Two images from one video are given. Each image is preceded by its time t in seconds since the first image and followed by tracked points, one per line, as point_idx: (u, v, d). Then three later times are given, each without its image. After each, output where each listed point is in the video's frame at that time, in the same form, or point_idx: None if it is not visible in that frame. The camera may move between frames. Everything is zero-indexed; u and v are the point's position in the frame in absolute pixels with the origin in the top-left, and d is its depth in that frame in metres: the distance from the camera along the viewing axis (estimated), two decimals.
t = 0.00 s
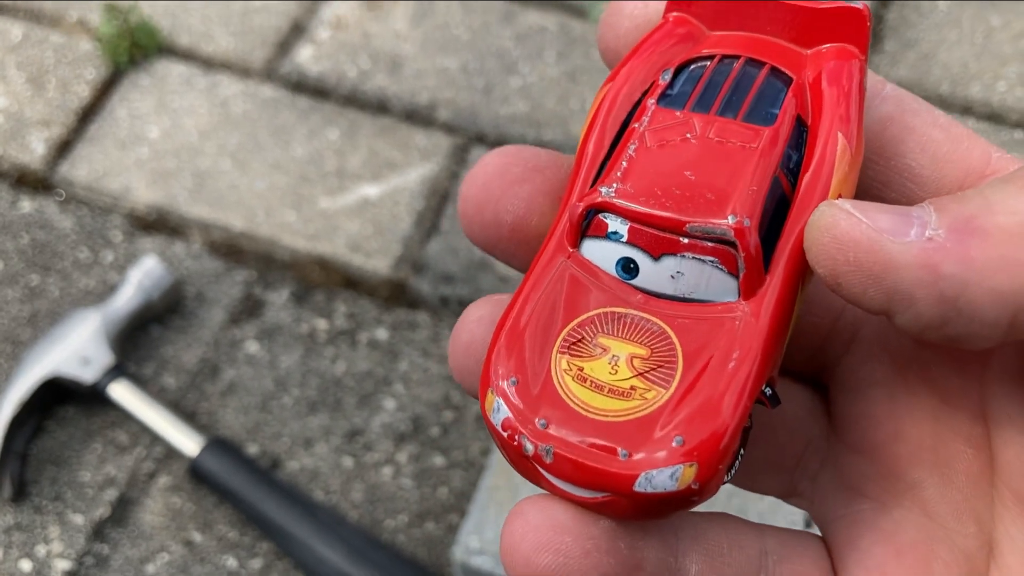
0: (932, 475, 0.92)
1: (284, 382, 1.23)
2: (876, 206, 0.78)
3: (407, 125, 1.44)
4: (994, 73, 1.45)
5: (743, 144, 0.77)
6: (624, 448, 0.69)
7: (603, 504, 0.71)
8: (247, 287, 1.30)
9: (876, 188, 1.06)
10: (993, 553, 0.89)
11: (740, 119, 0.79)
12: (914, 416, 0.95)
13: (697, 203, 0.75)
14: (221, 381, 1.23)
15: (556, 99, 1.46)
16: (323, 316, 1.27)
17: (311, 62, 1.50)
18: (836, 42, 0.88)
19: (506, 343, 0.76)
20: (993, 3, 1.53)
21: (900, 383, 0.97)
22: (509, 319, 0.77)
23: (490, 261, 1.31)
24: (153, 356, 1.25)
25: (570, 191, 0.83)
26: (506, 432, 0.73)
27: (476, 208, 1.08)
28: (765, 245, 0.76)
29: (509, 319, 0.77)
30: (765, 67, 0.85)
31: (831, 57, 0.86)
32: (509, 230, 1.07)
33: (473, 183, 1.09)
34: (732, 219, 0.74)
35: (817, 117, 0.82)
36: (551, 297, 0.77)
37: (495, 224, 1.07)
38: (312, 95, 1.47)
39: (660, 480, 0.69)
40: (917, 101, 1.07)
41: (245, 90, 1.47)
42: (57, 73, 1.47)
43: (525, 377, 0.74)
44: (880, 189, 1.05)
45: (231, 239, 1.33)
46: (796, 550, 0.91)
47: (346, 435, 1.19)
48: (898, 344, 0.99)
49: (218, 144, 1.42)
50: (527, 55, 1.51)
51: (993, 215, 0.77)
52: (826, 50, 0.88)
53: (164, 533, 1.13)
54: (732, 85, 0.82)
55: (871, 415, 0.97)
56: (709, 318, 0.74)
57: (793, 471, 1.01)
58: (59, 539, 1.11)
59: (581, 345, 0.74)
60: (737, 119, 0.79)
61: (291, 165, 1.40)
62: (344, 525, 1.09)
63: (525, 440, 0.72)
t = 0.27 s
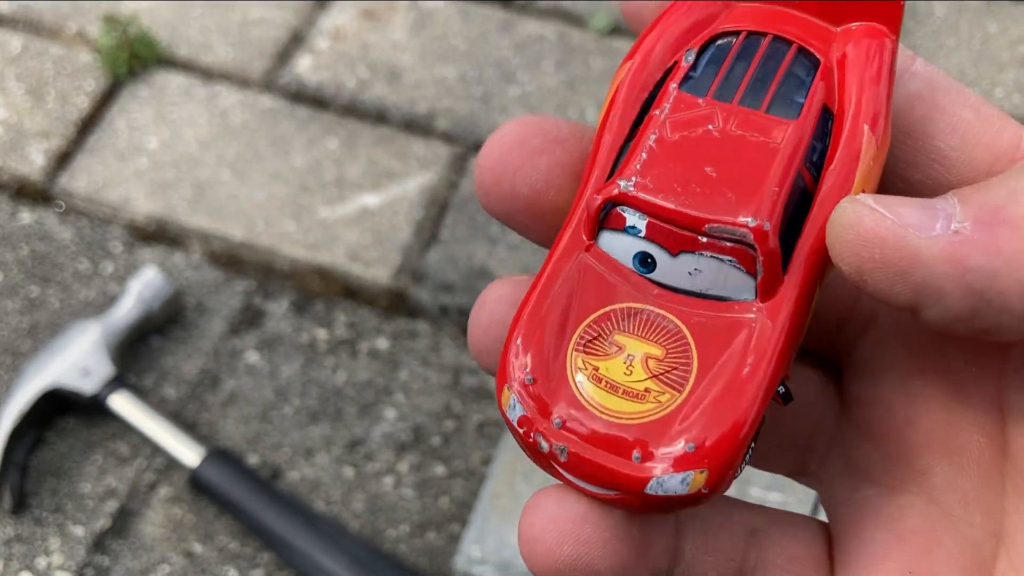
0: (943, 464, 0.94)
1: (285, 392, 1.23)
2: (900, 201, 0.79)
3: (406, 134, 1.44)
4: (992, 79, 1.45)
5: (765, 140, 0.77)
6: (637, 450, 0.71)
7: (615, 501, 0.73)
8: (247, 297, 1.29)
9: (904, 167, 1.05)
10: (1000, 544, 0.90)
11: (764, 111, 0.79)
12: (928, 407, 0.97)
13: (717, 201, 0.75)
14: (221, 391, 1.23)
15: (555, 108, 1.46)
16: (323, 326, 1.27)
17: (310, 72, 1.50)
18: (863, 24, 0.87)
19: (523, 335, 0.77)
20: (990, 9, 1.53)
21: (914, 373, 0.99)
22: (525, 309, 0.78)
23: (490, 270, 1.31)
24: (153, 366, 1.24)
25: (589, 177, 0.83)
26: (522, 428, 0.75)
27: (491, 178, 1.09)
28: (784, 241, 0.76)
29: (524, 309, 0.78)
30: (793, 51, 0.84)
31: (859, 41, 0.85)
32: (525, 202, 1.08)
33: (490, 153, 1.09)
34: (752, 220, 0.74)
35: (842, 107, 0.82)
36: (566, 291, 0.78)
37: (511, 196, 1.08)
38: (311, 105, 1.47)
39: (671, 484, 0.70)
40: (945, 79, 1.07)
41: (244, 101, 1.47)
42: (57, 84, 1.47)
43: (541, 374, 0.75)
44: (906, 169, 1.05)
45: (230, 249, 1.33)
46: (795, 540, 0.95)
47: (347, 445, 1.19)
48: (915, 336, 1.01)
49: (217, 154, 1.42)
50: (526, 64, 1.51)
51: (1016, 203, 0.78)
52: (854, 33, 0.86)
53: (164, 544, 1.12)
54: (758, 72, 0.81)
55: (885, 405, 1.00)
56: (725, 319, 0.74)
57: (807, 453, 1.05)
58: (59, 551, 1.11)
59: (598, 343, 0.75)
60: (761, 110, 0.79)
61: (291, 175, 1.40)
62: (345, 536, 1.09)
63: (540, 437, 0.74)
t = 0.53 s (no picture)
0: (937, 443, 0.93)
1: (281, 402, 1.23)
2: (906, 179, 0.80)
3: (402, 145, 1.44)
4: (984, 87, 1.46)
5: (778, 127, 0.75)
6: (649, 430, 0.72)
7: (620, 475, 0.75)
8: (244, 307, 1.30)
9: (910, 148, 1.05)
10: (992, 524, 0.89)
11: (777, 94, 0.77)
12: (926, 384, 0.96)
13: (730, 188, 0.74)
14: (217, 402, 1.23)
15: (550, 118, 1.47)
16: (319, 335, 1.28)
17: (307, 84, 1.51)
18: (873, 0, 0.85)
19: (533, 315, 0.77)
20: (983, 18, 1.54)
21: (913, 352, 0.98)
22: (534, 289, 0.78)
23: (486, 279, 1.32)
24: (150, 377, 1.25)
25: (598, 155, 0.81)
26: (533, 407, 0.76)
27: (489, 136, 1.08)
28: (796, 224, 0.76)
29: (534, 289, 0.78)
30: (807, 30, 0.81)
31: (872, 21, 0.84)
32: (521, 163, 1.08)
33: (490, 110, 1.08)
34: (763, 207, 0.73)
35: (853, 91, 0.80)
36: (576, 271, 0.77)
37: (506, 155, 1.08)
38: (308, 116, 1.48)
39: (681, 462, 0.72)
40: (955, 60, 1.06)
41: (241, 113, 1.48)
42: (54, 97, 1.48)
43: (552, 356, 0.75)
44: (911, 151, 1.05)
45: (227, 260, 1.34)
46: (787, 519, 0.94)
47: (343, 454, 1.19)
48: (916, 315, 1.00)
49: (214, 166, 1.42)
50: (521, 75, 1.52)
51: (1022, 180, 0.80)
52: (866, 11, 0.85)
53: (161, 554, 1.12)
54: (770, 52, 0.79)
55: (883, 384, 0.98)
56: (736, 300, 0.75)
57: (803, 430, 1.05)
58: (56, 561, 1.11)
59: (608, 324, 0.75)
60: (774, 92, 0.77)
61: (287, 186, 1.40)
62: (342, 544, 1.09)
63: (552, 417, 0.75)
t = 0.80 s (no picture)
0: (932, 389, 0.98)
1: (287, 396, 1.26)
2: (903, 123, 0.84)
3: (403, 146, 1.47)
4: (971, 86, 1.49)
5: (785, 84, 0.82)
6: (678, 371, 0.77)
7: (649, 415, 0.79)
8: (249, 305, 1.33)
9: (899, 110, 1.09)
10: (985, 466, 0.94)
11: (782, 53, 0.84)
12: (920, 333, 1.00)
13: (746, 141, 0.80)
14: (224, 397, 1.26)
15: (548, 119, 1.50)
16: (323, 332, 1.30)
17: (309, 87, 1.54)
18: None
19: (562, 269, 0.82)
20: (970, 20, 1.58)
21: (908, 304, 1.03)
22: (562, 245, 0.83)
23: (486, 275, 1.35)
24: (158, 373, 1.27)
25: (613, 116, 0.87)
26: (568, 355, 0.80)
27: (503, 99, 1.11)
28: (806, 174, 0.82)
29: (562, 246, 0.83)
30: None
31: None
32: (533, 124, 1.11)
33: (503, 74, 1.11)
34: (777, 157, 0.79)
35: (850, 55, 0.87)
36: (601, 226, 0.82)
37: (519, 117, 1.11)
38: (310, 118, 1.51)
39: (710, 401, 0.77)
40: (942, 27, 1.11)
41: (244, 115, 1.51)
42: (61, 101, 1.51)
43: (583, 305, 0.80)
44: (901, 112, 1.08)
45: (233, 259, 1.36)
46: (793, 464, 0.99)
47: (348, 447, 1.22)
48: (909, 269, 1.04)
49: (219, 167, 1.45)
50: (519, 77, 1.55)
51: (1014, 118, 0.83)
52: None
53: (171, 545, 1.15)
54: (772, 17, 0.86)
55: (880, 336, 1.03)
56: (753, 246, 0.80)
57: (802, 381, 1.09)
58: (68, 552, 1.13)
59: (633, 273, 0.80)
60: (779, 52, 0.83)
61: (291, 187, 1.43)
62: (348, 533, 1.12)
63: (586, 363, 0.79)
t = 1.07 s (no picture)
0: (932, 393, 0.98)
1: (281, 409, 1.25)
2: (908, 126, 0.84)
3: (398, 157, 1.47)
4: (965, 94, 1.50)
5: (794, 90, 0.81)
6: (689, 381, 0.78)
7: (659, 424, 0.80)
8: (244, 317, 1.32)
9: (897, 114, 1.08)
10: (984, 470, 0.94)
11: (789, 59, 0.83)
12: (919, 337, 1.00)
13: (756, 148, 0.80)
14: (219, 410, 1.25)
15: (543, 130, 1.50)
16: (318, 344, 1.30)
17: (304, 99, 1.54)
18: None
19: (570, 278, 0.81)
20: (963, 29, 1.58)
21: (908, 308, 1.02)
22: (569, 254, 0.82)
23: (481, 286, 1.34)
24: (152, 386, 1.27)
25: (618, 123, 0.86)
26: (577, 364, 0.80)
27: (502, 103, 1.10)
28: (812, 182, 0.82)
29: (570, 254, 0.82)
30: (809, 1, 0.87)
31: None
32: (532, 127, 1.10)
33: (502, 77, 1.10)
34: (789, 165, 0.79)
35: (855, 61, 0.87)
36: (608, 235, 0.82)
37: (518, 120, 1.10)
38: (305, 130, 1.51)
39: (722, 409, 0.77)
40: (940, 33, 1.11)
41: (240, 127, 1.51)
42: (56, 114, 1.51)
43: (592, 314, 0.80)
44: (900, 116, 1.08)
45: (227, 271, 1.36)
46: (792, 469, 0.99)
47: (342, 460, 1.21)
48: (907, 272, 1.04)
49: (214, 180, 1.45)
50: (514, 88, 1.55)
51: (1017, 119, 0.84)
52: None
53: (164, 559, 1.14)
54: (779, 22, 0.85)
55: (880, 340, 1.03)
56: (761, 256, 0.80)
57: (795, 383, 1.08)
58: (61, 567, 1.13)
59: (642, 282, 0.80)
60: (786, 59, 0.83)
61: (286, 199, 1.43)
62: (342, 546, 1.11)
63: (596, 373, 0.79)
